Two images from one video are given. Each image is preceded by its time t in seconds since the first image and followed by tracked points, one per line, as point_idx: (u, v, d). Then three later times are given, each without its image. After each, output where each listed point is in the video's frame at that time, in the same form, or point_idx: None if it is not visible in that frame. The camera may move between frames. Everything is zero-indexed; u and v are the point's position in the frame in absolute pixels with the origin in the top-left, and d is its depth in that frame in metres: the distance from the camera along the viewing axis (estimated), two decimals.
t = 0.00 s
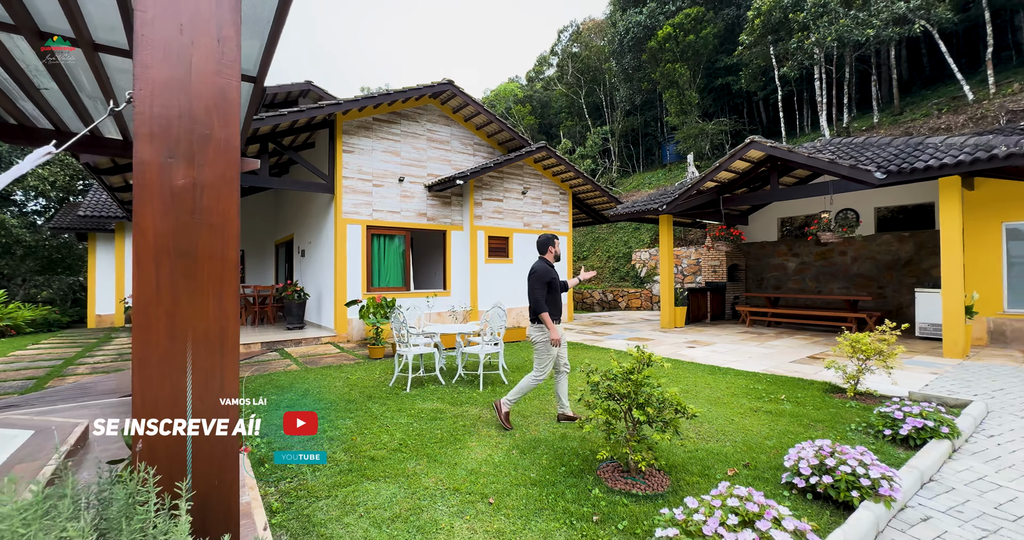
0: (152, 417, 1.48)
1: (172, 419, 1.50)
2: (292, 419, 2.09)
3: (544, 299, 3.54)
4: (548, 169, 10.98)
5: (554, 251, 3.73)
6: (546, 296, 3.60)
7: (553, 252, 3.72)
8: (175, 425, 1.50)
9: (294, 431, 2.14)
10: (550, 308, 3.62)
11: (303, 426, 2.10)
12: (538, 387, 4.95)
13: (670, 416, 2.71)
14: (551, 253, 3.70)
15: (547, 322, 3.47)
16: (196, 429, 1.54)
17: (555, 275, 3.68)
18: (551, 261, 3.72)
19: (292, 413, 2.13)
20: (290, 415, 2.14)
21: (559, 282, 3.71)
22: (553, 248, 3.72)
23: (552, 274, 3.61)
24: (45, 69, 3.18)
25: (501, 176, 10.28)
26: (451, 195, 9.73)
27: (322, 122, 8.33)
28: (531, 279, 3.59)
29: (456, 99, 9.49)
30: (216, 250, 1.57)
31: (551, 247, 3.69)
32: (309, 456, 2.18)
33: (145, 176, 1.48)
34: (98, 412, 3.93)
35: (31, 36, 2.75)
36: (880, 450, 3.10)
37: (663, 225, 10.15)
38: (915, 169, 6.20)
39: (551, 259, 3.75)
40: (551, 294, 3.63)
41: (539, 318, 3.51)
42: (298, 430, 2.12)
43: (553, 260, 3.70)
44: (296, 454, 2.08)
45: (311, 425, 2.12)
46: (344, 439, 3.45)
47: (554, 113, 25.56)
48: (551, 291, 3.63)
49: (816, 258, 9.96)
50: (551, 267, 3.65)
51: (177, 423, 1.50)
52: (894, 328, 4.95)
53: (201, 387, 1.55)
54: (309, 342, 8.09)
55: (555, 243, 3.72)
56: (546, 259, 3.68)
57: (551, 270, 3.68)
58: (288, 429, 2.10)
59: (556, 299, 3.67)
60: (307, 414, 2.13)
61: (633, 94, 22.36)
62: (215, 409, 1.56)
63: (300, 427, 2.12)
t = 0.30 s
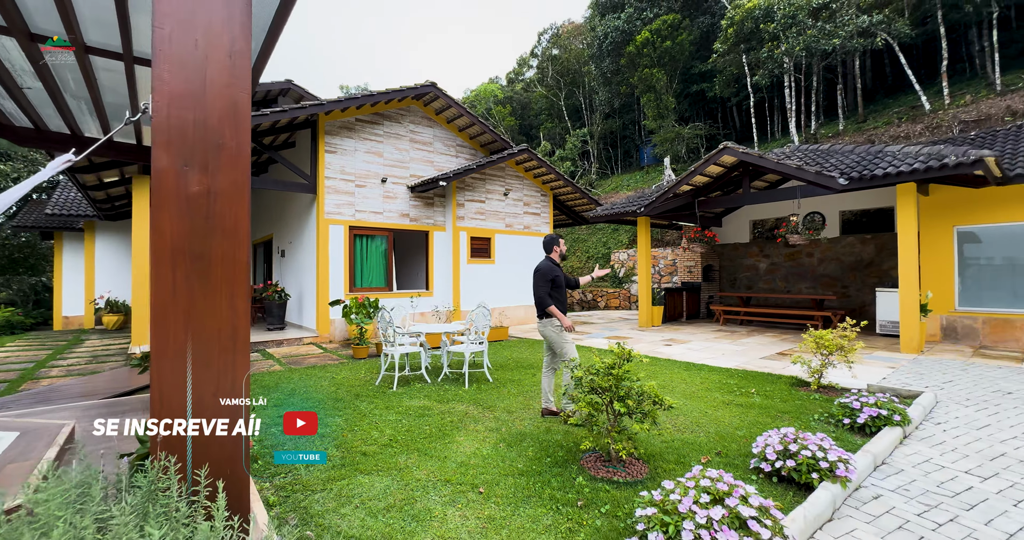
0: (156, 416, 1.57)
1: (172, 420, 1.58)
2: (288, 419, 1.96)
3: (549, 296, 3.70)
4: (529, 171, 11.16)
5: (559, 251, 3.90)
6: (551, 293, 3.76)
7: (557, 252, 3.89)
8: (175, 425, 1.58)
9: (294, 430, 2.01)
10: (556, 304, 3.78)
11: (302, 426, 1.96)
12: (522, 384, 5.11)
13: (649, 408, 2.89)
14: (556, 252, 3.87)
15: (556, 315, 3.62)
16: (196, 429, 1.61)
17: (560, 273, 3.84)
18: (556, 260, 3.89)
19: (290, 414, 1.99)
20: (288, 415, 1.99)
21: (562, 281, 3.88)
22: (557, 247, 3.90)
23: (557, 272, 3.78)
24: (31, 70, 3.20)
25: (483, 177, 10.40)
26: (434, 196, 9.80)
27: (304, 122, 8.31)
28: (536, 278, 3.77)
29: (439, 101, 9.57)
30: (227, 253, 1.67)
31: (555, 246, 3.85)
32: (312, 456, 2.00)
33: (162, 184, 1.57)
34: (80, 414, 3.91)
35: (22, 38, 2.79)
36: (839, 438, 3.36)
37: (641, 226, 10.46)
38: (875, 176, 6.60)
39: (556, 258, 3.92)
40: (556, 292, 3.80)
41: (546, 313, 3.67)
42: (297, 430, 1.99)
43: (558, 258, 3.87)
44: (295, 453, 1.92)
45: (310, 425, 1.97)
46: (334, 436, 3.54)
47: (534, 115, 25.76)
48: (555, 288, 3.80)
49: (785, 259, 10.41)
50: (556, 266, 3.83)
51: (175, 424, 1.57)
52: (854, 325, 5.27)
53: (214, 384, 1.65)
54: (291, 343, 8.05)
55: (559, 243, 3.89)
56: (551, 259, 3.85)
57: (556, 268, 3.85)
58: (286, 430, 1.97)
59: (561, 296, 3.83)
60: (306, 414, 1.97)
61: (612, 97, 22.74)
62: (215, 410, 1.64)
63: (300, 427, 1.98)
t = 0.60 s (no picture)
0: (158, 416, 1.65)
1: (172, 420, 1.66)
2: (289, 419, 2.02)
3: (554, 302, 3.87)
4: (511, 173, 11.30)
5: (566, 256, 4.05)
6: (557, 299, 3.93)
7: (564, 257, 4.03)
8: (176, 425, 1.66)
9: (295, 430, 2.06)
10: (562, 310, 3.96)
11: (303, 426, 2.02)
12: (506, 381, 5.24)
13: (629, 400, 3.05)
14: (563, 257, 4.02)
15: (555, 323, 3.82)
16: (196, 429, 1.70)
17: (566, 279, 4.02)
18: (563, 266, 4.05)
19: (290, 414, 2.04)
20: (288, 416, 2.04)
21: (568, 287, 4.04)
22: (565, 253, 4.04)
23: (563, 279, 3.93)
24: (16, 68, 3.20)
25: (466, 178, 10.50)
26: (417, 196, 9.85)
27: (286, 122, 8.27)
28: (544, 284, 3.94)
29: (422, 102, 9.64)
30: (233, 252, 1.76)
31: (563, 252, 4.01)
32: (312, 456, 2.05)
33: (171, 187, 1.66)
34: (62, 415, 3.87)
35: (10, 38, 2.80)
36: (804, 427, 3.59)
37: (620, 228, 10.65)
38: (841, 181, 6.95)
39: (563, 263, 4.07)
40: (563, 297, 3.96)
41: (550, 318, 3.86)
42: (297, 430, 2.04)
43: (564, 265, 4.02)
44: (294, 453, 1.97)
45: (310, 426, 2.02)
46: (323, 432, 3.60)
47: (515, 116, 25.87)
48: (560, 294, 3.96)
49: (758, 259, 10.80)
50: (562, 272, 3.98)
51: (175, 424, 1.65)
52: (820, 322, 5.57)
53: (219, 377, 1.74)
54: (273, 343, 8.00)
55: (566, 249, 4.04)
56: (558, 266, 4.01)
57: (563, 275, 4.00)
58: (287, 430, 2.02)
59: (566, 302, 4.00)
60: (306, 415, 2.02)
61: (592, 99, 23.01)
62: (216, 410, 1.73)
63: (299, 426, 2.03)
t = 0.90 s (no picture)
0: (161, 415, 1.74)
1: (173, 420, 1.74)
2: (288, 420, 2.06)
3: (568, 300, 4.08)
4: (496, 174, 11.45)
5: (577, 253, 4.20)
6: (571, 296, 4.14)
7: (575, 254, 4.19)
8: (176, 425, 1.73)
9: (294, 430, 2.10)
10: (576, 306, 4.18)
11: (302, 426, 2.05)
12: (492, 377, 5.38)
13: (608, 391, 3.23)
14: (574, 255, 4.18)
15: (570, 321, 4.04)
16: (198, 428, 1.78)
17: (579, 275, 4.20)
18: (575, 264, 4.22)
19: (289, 414, 2.08)
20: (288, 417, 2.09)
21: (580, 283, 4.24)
22: (576, 251, 4.19)
23: (575, 277, 4.12)
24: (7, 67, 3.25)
25: (451, 178, 10.61)
26: (402, 197, 9.91)
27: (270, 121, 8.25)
28: (557, 284, 4.14)
29: (407, 103, 9.71)
30: (237, 251, 1.86)
31: (574, 250, 4.16)
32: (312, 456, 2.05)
33: (180, 189, 1.76)
34: (48, 413, 3.86)
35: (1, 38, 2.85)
36: (772, 416, 3.83)
37: (602, 228, 10.87)
38: (811, 185, 7.29)
39: (575, 259, 4.24)
40: (576, 294, 4.16)
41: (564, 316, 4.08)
42: (297, 431, 2.08)
43: (576, 263, 4.19)
44: (293, 453, 1.99)
45: (310, 425, 2.05)
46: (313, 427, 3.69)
47: (499, 117, 26.00)
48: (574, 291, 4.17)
49: (735, 259, 11.15)
50: (573, 270, 4.16)
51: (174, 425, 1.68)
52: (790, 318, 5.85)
53: (224, 369, 1.84)
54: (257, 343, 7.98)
55: (577, 247, 4.18)
56: (570, 264, 4.18)
57: (575, 272, 4.18)
58: (286, 430, 2.06)
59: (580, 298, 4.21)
60: (306, 415, 2.05)
61: (576, 101, 23.29)
62: (217, 409, 1.83)
63: (299, 427, 2.07)
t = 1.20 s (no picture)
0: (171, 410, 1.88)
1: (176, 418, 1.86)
2: (288, 419, 2.18)
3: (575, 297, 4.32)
4: (482, 175, 11.61)
5: (582, 252, 4.40)
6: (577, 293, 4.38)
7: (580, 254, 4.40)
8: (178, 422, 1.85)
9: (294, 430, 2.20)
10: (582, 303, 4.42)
11: (301, 425, 2.17)
12: (478, 374, 5.55)
13: (589, 384, 3.42)
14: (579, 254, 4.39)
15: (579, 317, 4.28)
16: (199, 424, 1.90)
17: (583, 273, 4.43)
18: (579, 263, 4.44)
19: (291, 413, 2.20)
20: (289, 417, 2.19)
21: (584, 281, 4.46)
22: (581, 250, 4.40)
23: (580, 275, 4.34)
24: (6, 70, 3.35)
25: (438, 179, 10.74)
26: (389, 198, 10.01)
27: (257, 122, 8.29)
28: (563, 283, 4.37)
29: (394, 105, 9.82)
30: (243, 254, 2.01)
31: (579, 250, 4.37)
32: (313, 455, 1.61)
33: (190, 196, 1.90)
34: (40, 411, 3.92)
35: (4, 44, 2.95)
36: (742, 407, 4.08)
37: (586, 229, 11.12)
38: (783, 188, 7.61)
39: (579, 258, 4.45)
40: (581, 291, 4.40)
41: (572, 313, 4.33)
42: (297, 430, 2.18)
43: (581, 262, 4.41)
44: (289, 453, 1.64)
45: (309, 424, 2.16)
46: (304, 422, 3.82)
47: (485, 118, 26.19)
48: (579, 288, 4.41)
49: (715, 260, 11.49)
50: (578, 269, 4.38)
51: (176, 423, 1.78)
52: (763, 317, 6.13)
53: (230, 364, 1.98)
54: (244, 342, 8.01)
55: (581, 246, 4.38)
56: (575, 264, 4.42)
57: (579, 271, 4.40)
58: (286, 429, 2.17)
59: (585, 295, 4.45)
60: (305, 415, 2.15)
61: (561, 103, 23.58)
62: (218, 409, 1.96)
63: (298, 427, 2.18)
